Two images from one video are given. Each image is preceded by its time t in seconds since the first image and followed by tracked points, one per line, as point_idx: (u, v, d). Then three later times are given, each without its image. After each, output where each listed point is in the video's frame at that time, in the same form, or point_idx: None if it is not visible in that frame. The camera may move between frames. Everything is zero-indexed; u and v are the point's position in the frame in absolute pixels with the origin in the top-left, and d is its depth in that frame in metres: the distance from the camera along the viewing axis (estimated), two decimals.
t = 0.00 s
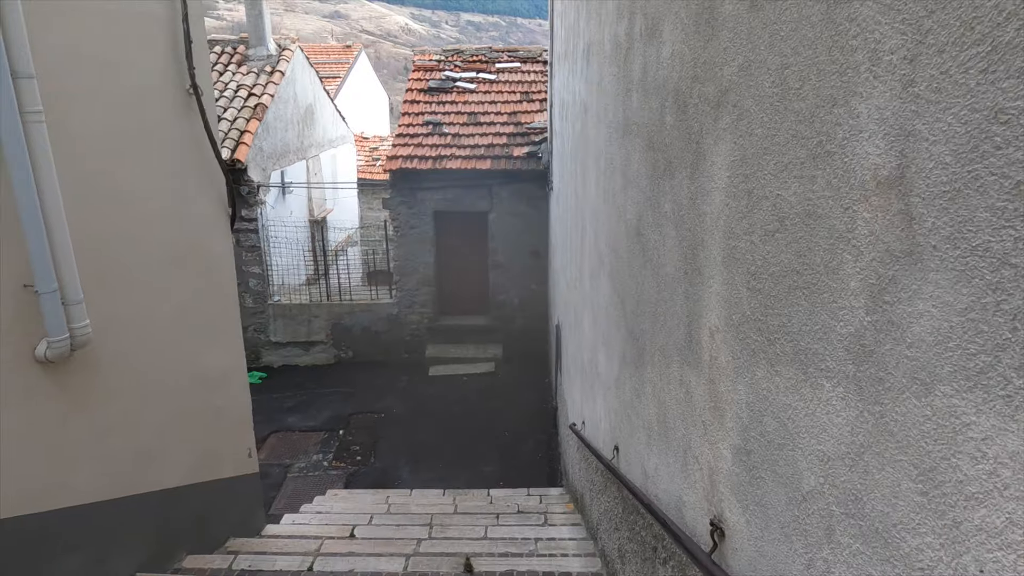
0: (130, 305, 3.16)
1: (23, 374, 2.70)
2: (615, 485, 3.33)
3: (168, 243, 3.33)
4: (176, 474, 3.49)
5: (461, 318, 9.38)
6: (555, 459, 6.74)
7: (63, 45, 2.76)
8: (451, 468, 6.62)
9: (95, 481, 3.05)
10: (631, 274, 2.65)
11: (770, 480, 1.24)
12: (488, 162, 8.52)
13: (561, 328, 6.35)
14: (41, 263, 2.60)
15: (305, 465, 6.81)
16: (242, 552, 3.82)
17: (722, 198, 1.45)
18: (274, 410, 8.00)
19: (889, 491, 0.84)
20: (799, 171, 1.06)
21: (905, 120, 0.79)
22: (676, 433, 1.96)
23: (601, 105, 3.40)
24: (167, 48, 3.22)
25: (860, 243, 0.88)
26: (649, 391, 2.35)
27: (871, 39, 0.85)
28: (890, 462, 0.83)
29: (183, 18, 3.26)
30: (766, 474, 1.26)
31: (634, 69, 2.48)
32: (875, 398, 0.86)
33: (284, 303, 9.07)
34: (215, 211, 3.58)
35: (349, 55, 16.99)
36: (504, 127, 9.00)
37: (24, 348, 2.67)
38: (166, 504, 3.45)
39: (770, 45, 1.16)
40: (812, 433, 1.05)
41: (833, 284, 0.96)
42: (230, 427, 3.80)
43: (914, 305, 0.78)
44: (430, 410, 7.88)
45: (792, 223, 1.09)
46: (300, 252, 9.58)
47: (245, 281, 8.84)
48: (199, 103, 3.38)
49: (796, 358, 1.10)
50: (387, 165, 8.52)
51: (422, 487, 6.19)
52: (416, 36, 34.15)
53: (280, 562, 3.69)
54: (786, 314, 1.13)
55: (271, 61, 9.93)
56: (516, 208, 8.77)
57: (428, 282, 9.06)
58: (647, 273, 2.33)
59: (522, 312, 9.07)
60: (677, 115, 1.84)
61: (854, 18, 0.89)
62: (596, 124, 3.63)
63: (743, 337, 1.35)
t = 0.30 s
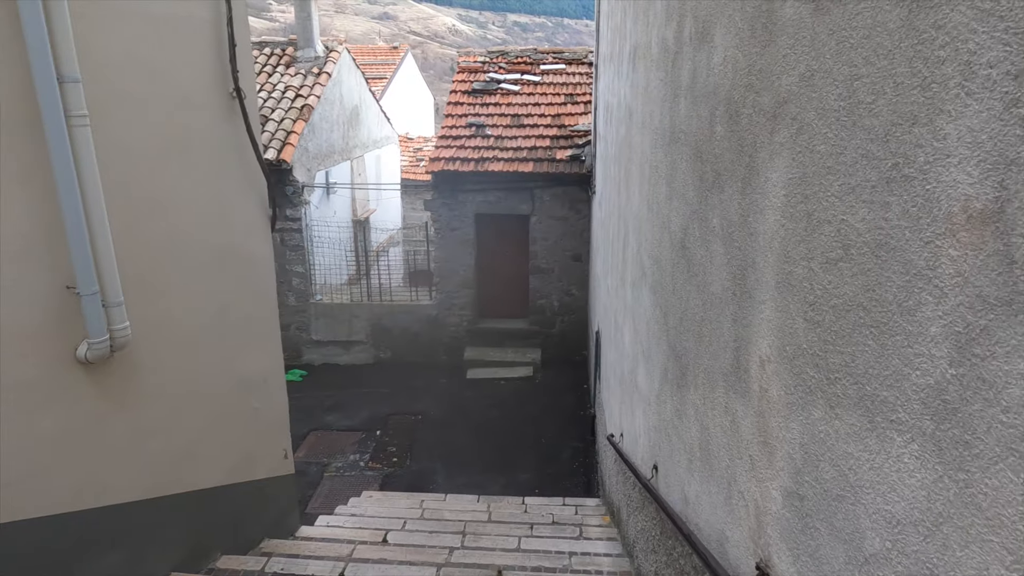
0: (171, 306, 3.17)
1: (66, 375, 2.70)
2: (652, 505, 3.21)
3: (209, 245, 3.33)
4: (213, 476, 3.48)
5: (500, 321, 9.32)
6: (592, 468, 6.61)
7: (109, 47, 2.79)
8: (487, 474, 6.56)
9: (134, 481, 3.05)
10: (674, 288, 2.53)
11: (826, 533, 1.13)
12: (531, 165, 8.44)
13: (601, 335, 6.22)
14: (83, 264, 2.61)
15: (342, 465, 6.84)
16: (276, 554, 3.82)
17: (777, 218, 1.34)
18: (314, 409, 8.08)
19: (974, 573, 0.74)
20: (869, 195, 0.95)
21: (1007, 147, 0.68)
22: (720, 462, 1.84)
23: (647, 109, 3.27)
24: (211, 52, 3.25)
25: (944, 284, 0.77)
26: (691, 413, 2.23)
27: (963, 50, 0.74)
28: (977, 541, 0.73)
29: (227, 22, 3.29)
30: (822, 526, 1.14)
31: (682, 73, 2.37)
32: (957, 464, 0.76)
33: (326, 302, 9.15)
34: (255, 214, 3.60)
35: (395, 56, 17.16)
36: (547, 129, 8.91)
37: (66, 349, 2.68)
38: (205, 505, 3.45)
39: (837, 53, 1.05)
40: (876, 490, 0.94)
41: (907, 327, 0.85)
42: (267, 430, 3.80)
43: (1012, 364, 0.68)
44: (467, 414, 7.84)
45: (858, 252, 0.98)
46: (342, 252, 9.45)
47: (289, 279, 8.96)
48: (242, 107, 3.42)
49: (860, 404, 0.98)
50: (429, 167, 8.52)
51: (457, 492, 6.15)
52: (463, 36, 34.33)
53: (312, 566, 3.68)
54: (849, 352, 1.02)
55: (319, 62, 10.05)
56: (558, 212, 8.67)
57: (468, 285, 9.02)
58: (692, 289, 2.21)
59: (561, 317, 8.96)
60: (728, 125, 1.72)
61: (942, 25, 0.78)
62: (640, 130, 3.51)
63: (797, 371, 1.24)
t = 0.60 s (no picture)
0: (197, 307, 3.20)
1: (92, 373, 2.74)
2: (675, 518, 3.13)
3: (235, 246, 3.36)
4: (235, 476, 3.51)
5: (527, 325, 9.28)
6: (616, 476, 6.52)
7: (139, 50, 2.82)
8: (510, 479, 6.52)
9: (157, 480, 3.08)
10: (700, 296, 2.46)
11: (851, 561, 1.06)
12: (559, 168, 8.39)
13: (627, 342, 6.14)
14: (109, 264, 2.64)
15: (366, 466, 6.86)
16: (297, 554, 3.83)
17: (805, 226, 1.27)
18: (340, 409, 8.13)
19: None
20: (901, 205, 0.89)
21: None
22: (743, 478, 1.78)
23: (675, 113, 3.21)
24: (241, 55, 3.29)
25: (980, 303, 0.71)
26: (714, 425, 2.16)
27: (1003, 49, 0.68)
28: None
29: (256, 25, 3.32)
30: (847, 554, 1.08)
31: (710, 76, 2.30)
32: (993, 499, 0.70)
33: (354, 304, 9.21)
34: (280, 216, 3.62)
35: (428, 60, 17.32)
36: (576, 133, 8.85)
37: (91, 348, 2.71)
38: (227, 505, 3.48)
39: (868, 54, 0.99)
40: (905, 521, 0.88)
41: (940, 348, 0.79)
42: (291, 431, 3.82)
43: None
44: (492, 417, 7.81)
45: (888, 265, 0.92)
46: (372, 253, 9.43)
47: (318, 280, 9.05)
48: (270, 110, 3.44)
49: (888, 427, 0.92)
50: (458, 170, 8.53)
51: (479, 497, 6.12)
52: (496, 40, 34.50)
53: (332, 568, 3.67)
54: (877, 372, 0.95)
55: (351, 65, 10.14)
56: (586, 216, 8.60)
57: (495, 288, 9.00)
58: (717, 298, 2.14)
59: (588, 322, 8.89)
60: (756, 129, 1.65)
61: (981, 22, 0.72)
62: (669, 134, 3.44)
63: (823, 389, 1.17)
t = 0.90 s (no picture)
0: (220, 311, 3.22)
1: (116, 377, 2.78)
2: (692, 528, 3.11)
3: (257, 251, 3.40)
4: (254, 480, 3.53)
5: (544, 330, 9.27)
6: (633, 483, 6.48)
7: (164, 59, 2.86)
8: (526, 485, 6.52)
9: (178, 483, 3.11)
10: (719, 308, 2.45)
11: None
12: (577, 174, 8.38)
13: (645, 349, 6.10)
14: (133, 270, 2.68)
15: (382, 469, 6.89)
16: (314, 558, 3.85)
17: (828, 243, 1.26)
18: (357, 412, 8.18)
19: None
20: (928, 228, 0.87)
21: None
22: (762, 493, 1.76)
23: (695, 122, 3.20)
24: (263, 64, 3.32)
25: (1011, 334, 0.70)
26: (734, 438, 2.14)
27: None
28: None
29: (279, 33, 3.37)
30: None
31: (731, 87, 2.29)
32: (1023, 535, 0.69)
33: (372, 307, 9.26)
34: (300, 221, 3.67)
35: (446, 64, 17.41)
36: (595, 138, 8.84)
37: (116, 353, 2.75)
38: (245, 507, 3.50)
39: (895, 73, 0.98)
40: (931, 550, 0.86)
41: (968, 376, 0.77)
42: (308, 433, 3.85)
43: None
44: (508, 422, 7.81)
45: (913, 288, 0.91)
46: (387, 258, 9.42)
47: (337, 283, 9.12)
48: (291, 117, 3.49)
49: (914, 453, 0.91)
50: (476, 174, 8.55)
51: (495, 502, 6.11)
52: (514, 43, 34.59)
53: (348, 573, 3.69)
54: (903, 396, 0.94)
55: (370, 70, 10.22)
56: (604, 221, 8.59)
57: (512, 293, 9.00)
58: (737, 310, 2.12)
59: (605, 328, 8.87)
60: (778, 143, 1.64)
61: (1014, 46, 0.71)
62: (689, 142, 3.42)
63: (846, 409, 1.16)
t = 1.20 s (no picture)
0: (229, 318, 3.26)
1: (128, 384, 2.81)
2: (696, 535, 3.14)
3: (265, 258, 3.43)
4: (261, 484, 3.57)
5: (548, 333, 9.29)
6: (636, 488, 6.50)
7: (175, 69, 2.89)
8: (530, 488, 6.54)
9: (188, 488, 3.15)
10: (724, 319, 2.47)
11: None
12: (582, 178, 8.41)
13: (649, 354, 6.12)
14: (145, 279, 2.72)
15: (387, 472, 6.93)
16: (321, 562, 3.89)
17: (832, 265, 1.29)
18: (362, 415, 8.22)
19: None
20: (930, 261, 0.90)
21: None
22: (767, 505, 1.79)
23: (701, 132, 3.22)
24: (272, 73, 3.35)
25: (1010, 369, 0.73)
26: (739, 449, 2.16)
27: None
28: None
29: (288, 42, 3.39)
30: None
31: (737, 101, 2.32)
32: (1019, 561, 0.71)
33: (377, 310, 9.30)
34: (308, 228, 3.70)
35: (451, 66, 17.46)
36: (599, 142, 8.87)
37: (127, 360, 2.78)
38: (254, 512, 3.54)
39: (899, 106, 1.01)
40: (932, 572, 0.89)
41: (969, 407, 0.80)
42: (314, 437, 3.89)
43: None
44: (512, 426, 7.84)
45: (916, 317, 0.94)
46: (392, 261, 9.49)
47: (342, 287, 9.17)
48: (299, 125, 3.52)
49: (916, 476, 0.93)
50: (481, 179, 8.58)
51: (499, 506, 6.14)
52: (519, 44, 34.62)
53: None
54: (905, 420, 0.97)
55: (376, 74, 10.27)
56: (608, 225, 8.61)
57: (517, 296, 9.03)
58: (742, 323, 2.15)
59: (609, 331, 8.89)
60: (784, 162, 1.67)
61: (1013, 93, 0.74)
62: (694, 151, 3.45)
63: (849, 428, 1.19)
